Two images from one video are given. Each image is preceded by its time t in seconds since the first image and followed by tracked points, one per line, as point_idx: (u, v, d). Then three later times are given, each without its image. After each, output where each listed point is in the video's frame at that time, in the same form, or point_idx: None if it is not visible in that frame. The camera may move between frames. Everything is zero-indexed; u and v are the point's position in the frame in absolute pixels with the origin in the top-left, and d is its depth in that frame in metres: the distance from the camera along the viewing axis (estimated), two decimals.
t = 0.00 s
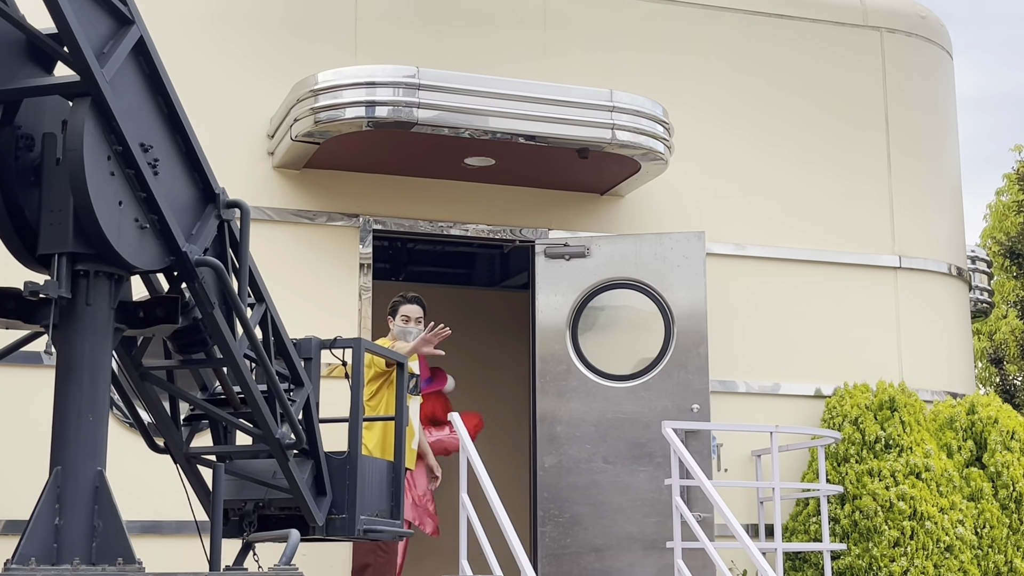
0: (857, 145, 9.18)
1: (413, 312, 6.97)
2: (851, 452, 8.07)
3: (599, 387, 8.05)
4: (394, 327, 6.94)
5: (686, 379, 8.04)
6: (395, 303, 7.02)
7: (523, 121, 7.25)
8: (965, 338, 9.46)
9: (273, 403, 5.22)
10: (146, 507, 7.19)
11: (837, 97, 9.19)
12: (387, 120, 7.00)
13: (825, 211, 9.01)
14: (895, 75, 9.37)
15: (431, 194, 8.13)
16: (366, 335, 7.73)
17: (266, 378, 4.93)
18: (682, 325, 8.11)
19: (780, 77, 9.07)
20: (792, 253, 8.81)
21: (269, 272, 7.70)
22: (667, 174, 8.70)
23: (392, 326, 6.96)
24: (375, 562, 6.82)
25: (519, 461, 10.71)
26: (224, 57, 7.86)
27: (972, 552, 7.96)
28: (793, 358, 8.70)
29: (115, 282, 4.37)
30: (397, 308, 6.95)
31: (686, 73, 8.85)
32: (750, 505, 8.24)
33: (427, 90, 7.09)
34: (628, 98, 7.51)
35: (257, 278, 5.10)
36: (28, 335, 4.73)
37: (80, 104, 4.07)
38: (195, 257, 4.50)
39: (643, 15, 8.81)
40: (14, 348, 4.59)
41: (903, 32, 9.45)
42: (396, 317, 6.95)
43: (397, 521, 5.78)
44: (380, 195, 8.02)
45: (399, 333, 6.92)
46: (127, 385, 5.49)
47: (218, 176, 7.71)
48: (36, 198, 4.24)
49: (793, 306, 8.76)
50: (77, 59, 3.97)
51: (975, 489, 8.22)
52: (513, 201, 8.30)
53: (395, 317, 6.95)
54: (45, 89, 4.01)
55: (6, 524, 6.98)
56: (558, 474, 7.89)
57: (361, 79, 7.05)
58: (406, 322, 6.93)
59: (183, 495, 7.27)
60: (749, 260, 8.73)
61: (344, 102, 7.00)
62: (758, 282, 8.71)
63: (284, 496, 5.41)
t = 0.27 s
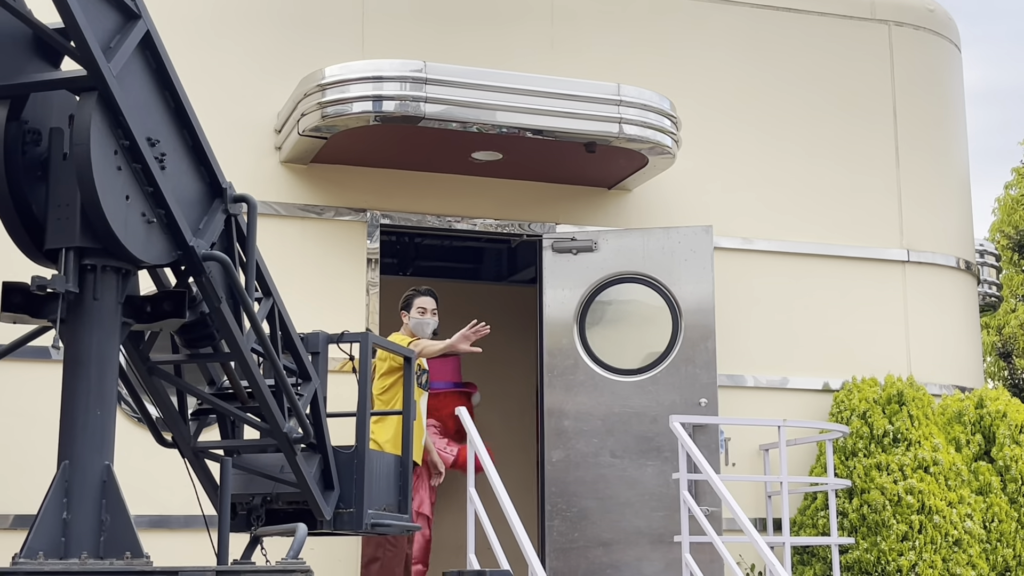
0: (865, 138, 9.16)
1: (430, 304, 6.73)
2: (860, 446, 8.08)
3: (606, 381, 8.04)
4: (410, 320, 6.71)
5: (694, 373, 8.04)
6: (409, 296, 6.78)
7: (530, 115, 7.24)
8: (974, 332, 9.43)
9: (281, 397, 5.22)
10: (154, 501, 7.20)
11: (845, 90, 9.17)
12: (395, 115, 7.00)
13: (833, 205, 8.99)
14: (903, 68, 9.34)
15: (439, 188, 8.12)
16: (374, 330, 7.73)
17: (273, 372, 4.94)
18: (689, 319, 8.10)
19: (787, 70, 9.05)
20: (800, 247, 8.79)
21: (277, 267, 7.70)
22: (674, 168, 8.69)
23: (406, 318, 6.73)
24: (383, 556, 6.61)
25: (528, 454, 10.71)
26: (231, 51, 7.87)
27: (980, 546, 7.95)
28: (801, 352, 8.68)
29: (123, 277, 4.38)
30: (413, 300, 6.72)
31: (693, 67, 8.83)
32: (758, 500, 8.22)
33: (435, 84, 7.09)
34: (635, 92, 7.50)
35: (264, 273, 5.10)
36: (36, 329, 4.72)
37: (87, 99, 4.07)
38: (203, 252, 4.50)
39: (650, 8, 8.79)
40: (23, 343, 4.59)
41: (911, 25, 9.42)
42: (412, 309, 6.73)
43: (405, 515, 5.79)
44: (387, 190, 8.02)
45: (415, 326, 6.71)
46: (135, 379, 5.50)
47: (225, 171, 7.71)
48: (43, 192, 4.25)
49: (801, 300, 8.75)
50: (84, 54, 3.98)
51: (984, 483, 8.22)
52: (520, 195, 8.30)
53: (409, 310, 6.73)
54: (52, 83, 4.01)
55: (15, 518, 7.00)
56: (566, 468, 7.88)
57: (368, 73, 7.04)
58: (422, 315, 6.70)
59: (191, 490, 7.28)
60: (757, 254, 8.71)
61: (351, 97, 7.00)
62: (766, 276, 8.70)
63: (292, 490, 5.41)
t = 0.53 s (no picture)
0: (876, 131, 9.13)
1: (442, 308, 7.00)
2: (870, 440, 8.07)
3: (616, 375, 8.04)
4: (425, 322, 7.01)
5: (703, 367, 8.03)
6: (424, 297, 7.06)
7: (539, 109, 7.23)
8: (985, 326, 9.40)
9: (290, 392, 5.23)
10: (164, 495, 7.22)
11: (855, 82, 9.14)
12: (403, 109, 7.00)
13: (843, 198, 8.96)
14: (913, 61, 9.31)
15: (448, 182, 8.12)
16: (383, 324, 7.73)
17: (283, 367, 4.94)
18: (699, 313, 8.09)
19: (797, 63, 9.02)
20: (810, 240, 8.77)
21: (286, 261, 7.71)
22: (684, 161, 8.67)
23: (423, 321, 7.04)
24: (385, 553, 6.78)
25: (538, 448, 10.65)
26: (240, 46, 7.87)
27: (991, 540, 7.93)
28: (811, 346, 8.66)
29: (132, 272, 4.38)
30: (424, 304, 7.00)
31: (702, 59, 8.81)
32: (768, 494, 8.22)
33: (443, 78, 7.08)
34: (644, 86, 7.48)
35: (273, 268, 5.10)
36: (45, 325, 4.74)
37: (96, 94, 4.07)
38: (212, 247, 4.51)
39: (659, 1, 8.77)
40: (34, 338, 4.59)
41: (921, 17, 9.39)
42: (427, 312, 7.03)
43: (415, 509, 5.80)
44: (396, 184, 8.01)
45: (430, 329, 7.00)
46: (144, 374, 5.51)
47: (234, 165, 7.72)
48: (52, 188, 4.26)
49: (811, 294, 8.73)
50: (93, 49, 3.98)
51: (995, 477, 8.19)
52: (529, 189, 8.29)
53: (425, 312, 7.03)
54: (61, 79, 4.02)
55: (26, 513, 7.02)
56: (575, 463, 7.88)
57: (376, 67, 7.04)
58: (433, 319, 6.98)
59: (201, 485, 7.30)
60: (766, 248, 8.69)
61: (359, 91, 7.00)
62: (776, 269, 8.69)
63: (302, 484, 5.42)
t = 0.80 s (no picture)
0: (885, 121, 9.10)
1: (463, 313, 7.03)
2: (879, 431, 8.06)
3: (625, 366, 8.04)
4: (440, 324, 7.03)
5: (713, 358, 8.02)
6: (443, 300, 7.07)
7: (548, 101, 7.22)
8: (995, 316, 9.39)
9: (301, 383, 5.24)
10: (176, 486, 7.25)
11: (864, 73, 9.11)
12: (412, 101, 7.00)
13: (853, 189, 8.94)
14: (923, 51, 9.28)
15: (457, 174, 8.12)
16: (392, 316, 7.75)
17: (293, 358, 4.95)
18: (708, 304, 8.08)
19: (806, 54, 9.00)
20: (819, 231, 8.75)
21: (295, 253, 7.72)
22: (693, 152, 8.66)
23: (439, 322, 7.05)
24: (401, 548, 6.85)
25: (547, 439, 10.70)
26: (249, 37, 7.87)
27: (1001, 531, 7.93)
28: (820, 337, 8.65)
29: (142, 264, 4.39)
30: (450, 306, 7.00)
31: (711, 50, 8.79)
32: (778, 485, 8.22)
33: (452, 70, 7.08)
34: (653, 77, 7.47)
35: (283, 259, 5.11)
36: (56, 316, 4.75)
37: (106, 86, 4.08)
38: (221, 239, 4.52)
39: None
40: (45, 330, 4.61)
41: (931, 7, 9.36)
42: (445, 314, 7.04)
43: (424, 500, 5.82)
44: (405, 176, 8.02)
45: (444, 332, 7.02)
46: (155, 365, 5.52)
47: (243, 157, 7.73)
48: (64, 180, 4.27)
49: (820, 285, 8.71)
50: (102, 41, 3.99)
51: (1005, 467, 8.19)
52: (538, 181, 8.29)
53: (444, 314, 7.03)
54: (71, 71, 4.04)
55: (38, 504, 7.05)
56: (585, 454, 7.89)
57: (385, 59, 7.04)
58: (455, 323, 7.01)
59: (211, 476, 7.32)
60: (776, 239, 8.68)
61: (368, 83, 7.00)
62: (785, 260, 8.68)
63: (312, 475, 5.44)
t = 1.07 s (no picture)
0: (894, 110, 9.06)
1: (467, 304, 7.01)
2: (887, 421, 8.04)
3: (632, 357, 8.02)
4: (444, 317, 6.99)
5: (720, 348, 8.00)
6: (447, 293, 7.04)
7: (555, 90, 7.20)
8: (1003, 306, 9.35)
9: (306, 373, 5.23)
10: (183, 477, 7.26)
11: (873, 62, 9.07)
12: (419, 90, 6.98)
13: (861, 178, 8.91)
14: (931, 39, 9.23)
15: (463, 164, 8.11)
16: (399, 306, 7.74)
17: (299, 348, 4.94)
18: (715, 294, 8.06)
19: (813, 43, 8.96)
20: (827, 221, 8.72)
21: (301, 243, 7.72)
22: (700, 141, 8.63)
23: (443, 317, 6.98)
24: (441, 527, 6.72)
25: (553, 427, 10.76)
26: (255, 27, 7.86)
27: (1009, 521, 7.92)
28: (828, 327, 8.63)
29: (148, 254, 4.38)
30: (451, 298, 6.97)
31: (718, 39, 8.76)
32: (785, 475, 8.21)
33: (459, 59, 7.05)
34: (660, 66, 7.45)
35: (289, 249, 5.10)
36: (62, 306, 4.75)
37: (111, 76, 4.07)
38: (227, 229, 4.51)
39: None
40: (51, 320, 4.60)
41: None
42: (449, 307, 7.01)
43: (430, 490, 5.82)
44: (411, 166, 8.00)
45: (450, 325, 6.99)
46: (161, 355, 5.52)
47: (249, 148, 7.72)
48: (69, 169, 4.27)
49: (828, 275, 8.69)
50: (107, 31, 3.98)
51: (1013, 457, 8.18)
52: (544, 171, 8.27)
53: (447, 307, 6.99)
54: (77, 60, 4.03)
55: (45, 494, 7.06)
56: (592, 444, 7.88)
57: (391, 48, 7.02)
58: (459, 313, 6.97)
59: (218, 467, 7.33)
60: (783, 228, 8.65)
61: (374, 73, 6.98)
62: (793, 250, 8.65)
63: (318, 466, 5.44)
